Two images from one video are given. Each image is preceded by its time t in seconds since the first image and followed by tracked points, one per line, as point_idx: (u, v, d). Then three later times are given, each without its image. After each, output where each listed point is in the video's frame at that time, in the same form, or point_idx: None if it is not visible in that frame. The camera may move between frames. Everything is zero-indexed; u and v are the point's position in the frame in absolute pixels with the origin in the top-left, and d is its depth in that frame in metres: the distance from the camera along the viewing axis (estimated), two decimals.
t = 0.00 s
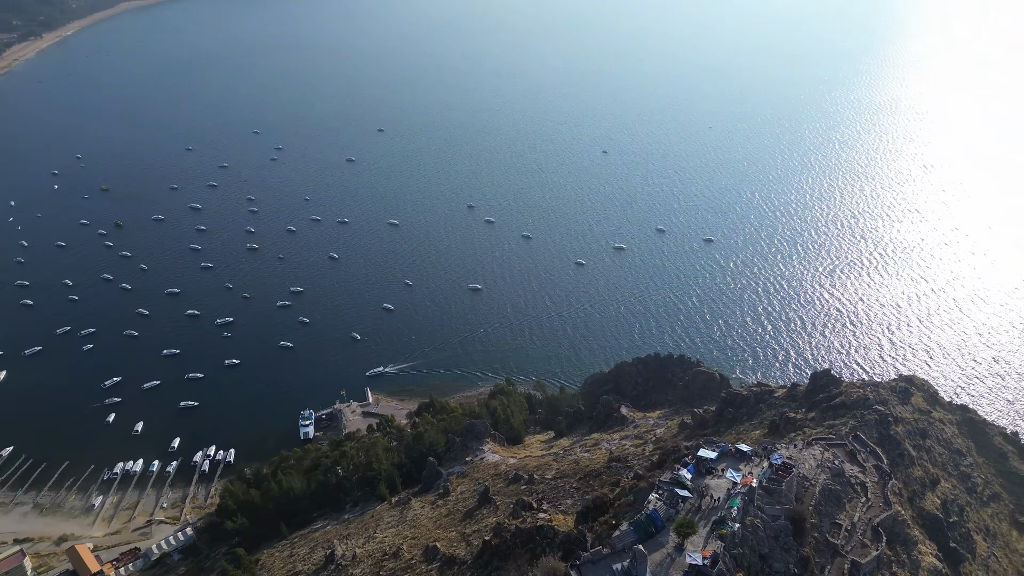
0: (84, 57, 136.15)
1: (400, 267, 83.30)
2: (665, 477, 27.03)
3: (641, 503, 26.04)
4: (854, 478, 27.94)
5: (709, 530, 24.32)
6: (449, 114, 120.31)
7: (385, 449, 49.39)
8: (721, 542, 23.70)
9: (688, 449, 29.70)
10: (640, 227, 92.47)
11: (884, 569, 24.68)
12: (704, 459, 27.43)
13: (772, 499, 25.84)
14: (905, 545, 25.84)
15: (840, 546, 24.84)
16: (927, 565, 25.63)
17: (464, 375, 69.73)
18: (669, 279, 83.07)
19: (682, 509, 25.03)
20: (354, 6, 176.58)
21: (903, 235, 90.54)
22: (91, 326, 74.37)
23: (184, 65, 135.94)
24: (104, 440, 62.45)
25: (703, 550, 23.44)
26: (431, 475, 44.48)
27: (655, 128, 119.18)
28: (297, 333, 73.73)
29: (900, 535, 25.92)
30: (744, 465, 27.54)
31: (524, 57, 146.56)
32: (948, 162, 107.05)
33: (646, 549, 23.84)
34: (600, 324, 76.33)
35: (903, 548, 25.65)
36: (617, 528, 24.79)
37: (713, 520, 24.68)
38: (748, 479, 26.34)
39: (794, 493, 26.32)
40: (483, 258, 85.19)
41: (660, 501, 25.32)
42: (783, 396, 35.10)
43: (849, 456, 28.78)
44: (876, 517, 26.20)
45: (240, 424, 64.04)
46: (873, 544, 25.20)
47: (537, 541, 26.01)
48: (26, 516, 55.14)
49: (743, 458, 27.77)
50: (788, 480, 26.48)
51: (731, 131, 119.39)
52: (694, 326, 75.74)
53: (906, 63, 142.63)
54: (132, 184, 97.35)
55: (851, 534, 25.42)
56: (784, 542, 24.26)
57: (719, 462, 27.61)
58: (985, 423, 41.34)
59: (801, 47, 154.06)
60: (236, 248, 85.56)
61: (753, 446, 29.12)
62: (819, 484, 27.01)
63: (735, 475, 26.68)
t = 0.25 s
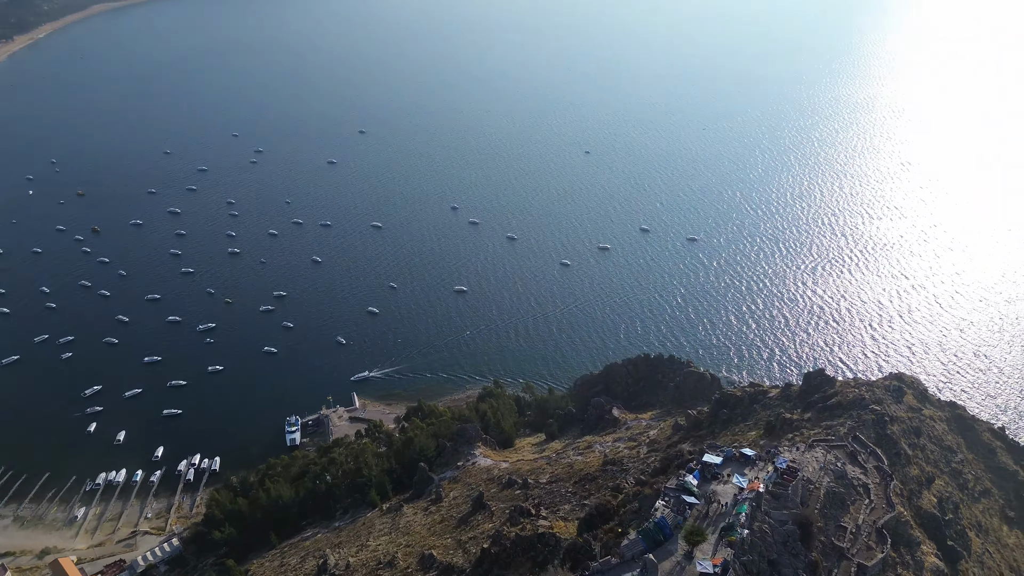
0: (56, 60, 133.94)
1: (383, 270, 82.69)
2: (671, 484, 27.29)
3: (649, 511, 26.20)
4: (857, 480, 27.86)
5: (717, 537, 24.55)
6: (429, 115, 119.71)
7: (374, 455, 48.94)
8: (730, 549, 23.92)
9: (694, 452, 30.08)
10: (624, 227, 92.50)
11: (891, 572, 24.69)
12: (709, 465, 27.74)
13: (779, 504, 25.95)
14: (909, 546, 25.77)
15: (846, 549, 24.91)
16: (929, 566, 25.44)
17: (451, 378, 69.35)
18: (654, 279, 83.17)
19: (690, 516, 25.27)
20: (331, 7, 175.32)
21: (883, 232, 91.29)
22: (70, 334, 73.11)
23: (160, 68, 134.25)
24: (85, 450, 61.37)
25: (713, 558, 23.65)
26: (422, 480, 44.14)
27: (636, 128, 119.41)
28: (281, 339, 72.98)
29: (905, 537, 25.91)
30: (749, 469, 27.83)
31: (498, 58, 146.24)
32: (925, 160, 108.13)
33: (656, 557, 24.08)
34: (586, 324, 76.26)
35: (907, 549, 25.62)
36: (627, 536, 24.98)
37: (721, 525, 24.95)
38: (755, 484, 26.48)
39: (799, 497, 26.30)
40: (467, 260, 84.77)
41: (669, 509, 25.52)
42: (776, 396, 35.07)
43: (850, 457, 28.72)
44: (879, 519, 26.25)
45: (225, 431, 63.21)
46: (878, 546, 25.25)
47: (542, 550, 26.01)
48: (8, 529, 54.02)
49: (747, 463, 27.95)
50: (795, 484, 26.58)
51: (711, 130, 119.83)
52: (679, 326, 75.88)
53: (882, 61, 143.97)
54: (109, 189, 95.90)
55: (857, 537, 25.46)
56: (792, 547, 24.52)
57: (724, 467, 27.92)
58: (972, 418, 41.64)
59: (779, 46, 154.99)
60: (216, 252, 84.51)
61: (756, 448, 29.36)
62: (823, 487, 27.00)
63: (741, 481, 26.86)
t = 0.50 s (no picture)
0: (30, 63, 131.78)
1: (369, 273, 82.03)
2: (680, 492, 26.16)
3: (657, 520, 25.07)
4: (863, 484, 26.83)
5: (730, 546, 23.65)
6: (411, 117, 119.07)
7: (365, 461, 48.43)
8: (744, 559, 23.07)
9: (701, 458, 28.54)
10: (609, 227, 92.42)
11: None
12: (717, 472, 26.58)
13: (789, 511, 24.93)
14: (916, 550, 24.96)
15: (857, 554, 23.89)
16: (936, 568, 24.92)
17: (439, 382, 68.87)
18: (640, 279, 83.14)
19: (702, 525, 24.28)
20: (310, 7, 173.88)
21: (865, 230, 91.90)
22: (49, 342, 71.82)
23: (137, 70, 132.43)
24: (68, 461, 60.23)
25: (728, 569, 22.72)
26: (416, 487, 43.78)
27: (619, 128, 119.50)
28: (266, 344, 72.13)
29: (912, 540, 25.05)
30: (757, 476, 26.68)
31: (479, 58, 145.93)
32: (905, 157, 109.13)
33: (669, 569, 23.14)
34: (573, 325, 76.11)
35: (915, 553, 24.77)
36: (638, 547, 24.01)
37: (734, 535, 23.99)
38: (765, 491, 25.45)
39: (808, 502, 25.35)
40: (452, 262, 84.33)
41: (679, 518, 24.52)
42: (773, 397, 34.98)
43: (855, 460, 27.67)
44: (888, 523, 25.28)
45: (210, 440, 62.29)
46: (888, 551, 24.24)
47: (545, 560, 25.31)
48: None
49: (755, 469, 26.88)
50: (804, 490, 25.61)
51: (693, 129, 120.15)
52: (666, 326, 75.85)
53: (860, 60, 145.20)
54: (87, 194, 94.40)
55: (867, 541, 24.43)
56: (805, 554, 23.43)
57: (733, 474, 26.71)
58: (964, 415, 41.85)
59: (758, 45, 155.94)
60: (198, 257, 83.43)
61: (761, 453, 28.22)
62: (831, 491, 25.99)
63: (752, 488, 25.79)
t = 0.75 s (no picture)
0: (10, 66, 130.09)
1: (358, 275, 81.46)
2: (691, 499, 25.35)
3: (668, 528, 24.30)
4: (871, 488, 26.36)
5: (745, 555, 22.86)
6: (398, 118, 118.54)
7: (359, 467, 47.95)
8: (759, 567, 22.36)
9: (710, 464, 27.91)
10: (599, 227, 92.37)
11: None
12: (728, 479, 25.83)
13: (801, 517, 24.34)
14: (927, 553, 24.44)
15: (868, 559, 23.47)
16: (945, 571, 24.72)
17: (432, 386, 68.42)
18: (630, 280, 83.05)
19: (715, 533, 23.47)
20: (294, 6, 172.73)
21: (852, 228, 92.30)
22: (34, 349, 70.80)
23: (119, 72, 131.06)
24: (55, 470, 59.33)
25: None
26: (411, 492, 43.42)
27: (607, 128, 119.53)
28: (255, 349, 71.42)
29: (923, 543, 24.61)
30: (768, 481, 25.99)
31: (465, 58, 145.56)
32: (890, 156, 109.78)
33: None
34: (564, 327, 75.95)
35: (927, 556, 24.32)
36: (649, 556, 23.11)
37: (748, 543, 23.24)
38: (778, 498, 24.76)
39: (820, 508, 24.77)
40: (442, 264, 83.92)
41: (691, 525, 23.70)
42: (773, 399, 34.83)
43: (862, 464, 27.14)
44: (898, 527, 24.89)
45: (200, 446, 61.55)
46: (898, 555, 23.89)
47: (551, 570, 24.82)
48: None
49: (765, 475, 26.14)
50: (816, 495, 25.04)
51: (680, 129, 120.37)
52: (657, 326, 75.80)
53: (844, 59, 146.06)
54: (70, 198, 93.22)
55: (877, 546, 24.04)
56: (819, 562, 22.88)
57: (744, 480, 26.00)
58: (960, 413, 41.97)
59: (744, 44, 156.55)
60: (185, 261, 82.55)
61: (767, 457, 27.66)
62: (841, 495, 25.47)
63: (763, 494, 25.09)
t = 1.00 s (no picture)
0: None
1: (347, 279, 80.81)
2: (704, 508, 25.17)
3: (683, 538, 24.16)
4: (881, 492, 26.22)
5: (763, 565, 22.72)
6: (385, 119, 117.87)
7: (353, 473, 47.46)
8: None
9: (720, 470, 27.65)
10: (589, 228, 92.17)
11: None
12: (741, 487, 25.65)
13: (816, 525, 24.18)
14: (938, 558, 24.32)
15: (883, 566, 23.31)
16: None
17: (424, 389, 67.96)
18: (620, 281, 82.90)
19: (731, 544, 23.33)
20: (277, 6, 171.39)
21: (840, 228, 92.64)
22: (18, 356, 69.67)
23: (101, 74, 129.48)
24: (41, 480, 58.37)
25: None
26: (407, 498, 43.03)
27: (594, 129, 119.38)
28: (244, 354, 70.63)
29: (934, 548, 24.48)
30: (781, 489, 25.82)
31: (451, 58, 144.99)
32: (875, 155, 110.37)
33: None
34: (556, 329, 75.68)
35: (939, 562, 24.17)
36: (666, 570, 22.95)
37: (765, 553, 23.07)
38: (793, 506, 24.57)
39: (834, 516, 24.61)
40: (432, 266, 83.41)
41: (707, 536, 23.55)
42: (773, 401, 34.74)
43: (870, 468, 26.97)
44: (910, 533, 24.75)
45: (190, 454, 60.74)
46: (912, 561, 23.73)
47: None
48: None
49: (777, 483, 25.95)
50: (830, 503, 24.91)
51: (667, 129, 120.45)
52: (648, 327, 75.66)
53: (827, 59, 146.84)
54: (53, 203, 91.91)
55: (891, 552, 23.88)
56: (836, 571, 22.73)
57: (757, 488, 25.81)
58: (956, 412, 42.07)
59: (728, 44, 156.99)
60: (171, 265, 81.56)
61: (776, 462, 27.49)
62: (853, 502, 25.27)
63: (778, 503, 24.91)
